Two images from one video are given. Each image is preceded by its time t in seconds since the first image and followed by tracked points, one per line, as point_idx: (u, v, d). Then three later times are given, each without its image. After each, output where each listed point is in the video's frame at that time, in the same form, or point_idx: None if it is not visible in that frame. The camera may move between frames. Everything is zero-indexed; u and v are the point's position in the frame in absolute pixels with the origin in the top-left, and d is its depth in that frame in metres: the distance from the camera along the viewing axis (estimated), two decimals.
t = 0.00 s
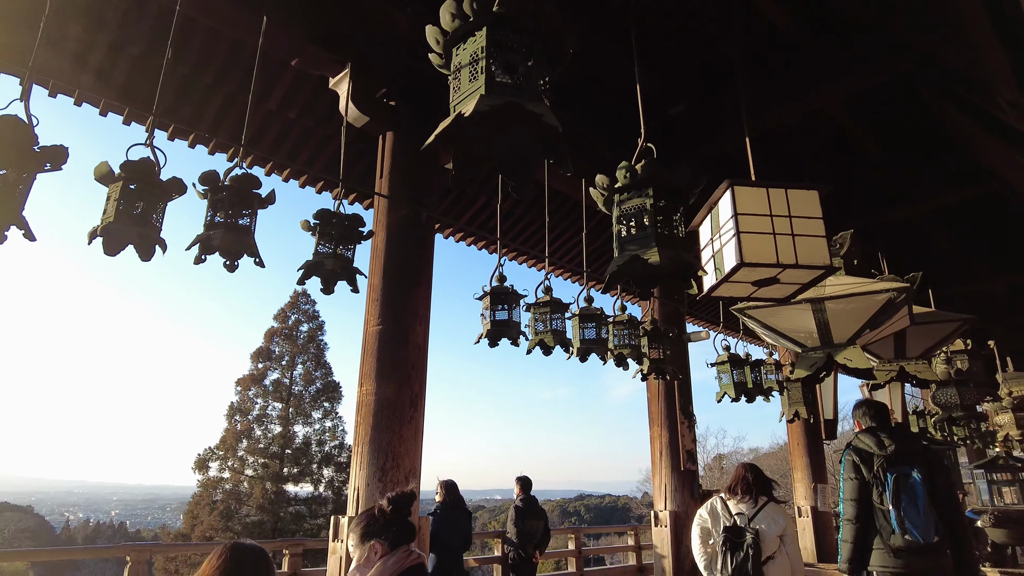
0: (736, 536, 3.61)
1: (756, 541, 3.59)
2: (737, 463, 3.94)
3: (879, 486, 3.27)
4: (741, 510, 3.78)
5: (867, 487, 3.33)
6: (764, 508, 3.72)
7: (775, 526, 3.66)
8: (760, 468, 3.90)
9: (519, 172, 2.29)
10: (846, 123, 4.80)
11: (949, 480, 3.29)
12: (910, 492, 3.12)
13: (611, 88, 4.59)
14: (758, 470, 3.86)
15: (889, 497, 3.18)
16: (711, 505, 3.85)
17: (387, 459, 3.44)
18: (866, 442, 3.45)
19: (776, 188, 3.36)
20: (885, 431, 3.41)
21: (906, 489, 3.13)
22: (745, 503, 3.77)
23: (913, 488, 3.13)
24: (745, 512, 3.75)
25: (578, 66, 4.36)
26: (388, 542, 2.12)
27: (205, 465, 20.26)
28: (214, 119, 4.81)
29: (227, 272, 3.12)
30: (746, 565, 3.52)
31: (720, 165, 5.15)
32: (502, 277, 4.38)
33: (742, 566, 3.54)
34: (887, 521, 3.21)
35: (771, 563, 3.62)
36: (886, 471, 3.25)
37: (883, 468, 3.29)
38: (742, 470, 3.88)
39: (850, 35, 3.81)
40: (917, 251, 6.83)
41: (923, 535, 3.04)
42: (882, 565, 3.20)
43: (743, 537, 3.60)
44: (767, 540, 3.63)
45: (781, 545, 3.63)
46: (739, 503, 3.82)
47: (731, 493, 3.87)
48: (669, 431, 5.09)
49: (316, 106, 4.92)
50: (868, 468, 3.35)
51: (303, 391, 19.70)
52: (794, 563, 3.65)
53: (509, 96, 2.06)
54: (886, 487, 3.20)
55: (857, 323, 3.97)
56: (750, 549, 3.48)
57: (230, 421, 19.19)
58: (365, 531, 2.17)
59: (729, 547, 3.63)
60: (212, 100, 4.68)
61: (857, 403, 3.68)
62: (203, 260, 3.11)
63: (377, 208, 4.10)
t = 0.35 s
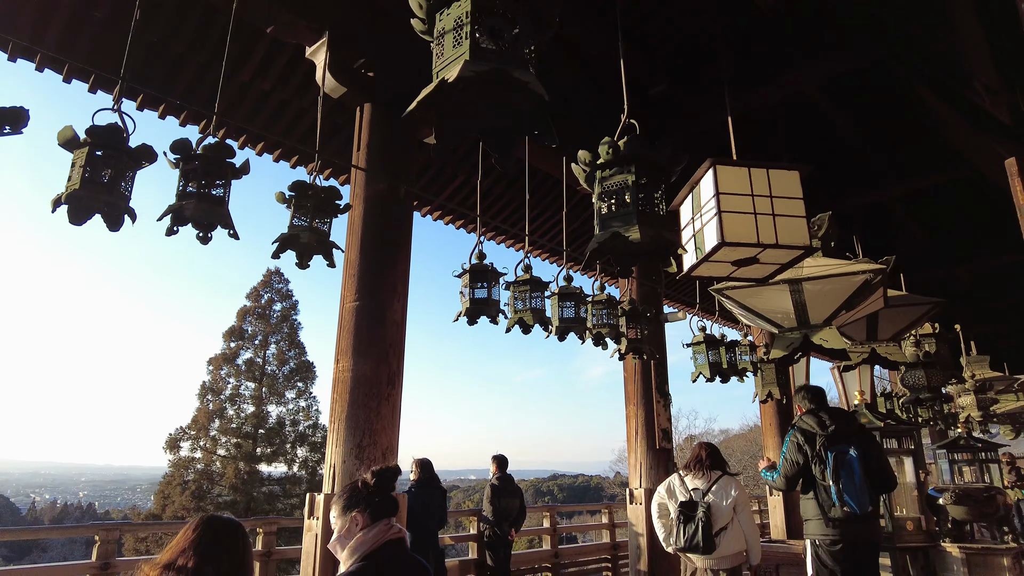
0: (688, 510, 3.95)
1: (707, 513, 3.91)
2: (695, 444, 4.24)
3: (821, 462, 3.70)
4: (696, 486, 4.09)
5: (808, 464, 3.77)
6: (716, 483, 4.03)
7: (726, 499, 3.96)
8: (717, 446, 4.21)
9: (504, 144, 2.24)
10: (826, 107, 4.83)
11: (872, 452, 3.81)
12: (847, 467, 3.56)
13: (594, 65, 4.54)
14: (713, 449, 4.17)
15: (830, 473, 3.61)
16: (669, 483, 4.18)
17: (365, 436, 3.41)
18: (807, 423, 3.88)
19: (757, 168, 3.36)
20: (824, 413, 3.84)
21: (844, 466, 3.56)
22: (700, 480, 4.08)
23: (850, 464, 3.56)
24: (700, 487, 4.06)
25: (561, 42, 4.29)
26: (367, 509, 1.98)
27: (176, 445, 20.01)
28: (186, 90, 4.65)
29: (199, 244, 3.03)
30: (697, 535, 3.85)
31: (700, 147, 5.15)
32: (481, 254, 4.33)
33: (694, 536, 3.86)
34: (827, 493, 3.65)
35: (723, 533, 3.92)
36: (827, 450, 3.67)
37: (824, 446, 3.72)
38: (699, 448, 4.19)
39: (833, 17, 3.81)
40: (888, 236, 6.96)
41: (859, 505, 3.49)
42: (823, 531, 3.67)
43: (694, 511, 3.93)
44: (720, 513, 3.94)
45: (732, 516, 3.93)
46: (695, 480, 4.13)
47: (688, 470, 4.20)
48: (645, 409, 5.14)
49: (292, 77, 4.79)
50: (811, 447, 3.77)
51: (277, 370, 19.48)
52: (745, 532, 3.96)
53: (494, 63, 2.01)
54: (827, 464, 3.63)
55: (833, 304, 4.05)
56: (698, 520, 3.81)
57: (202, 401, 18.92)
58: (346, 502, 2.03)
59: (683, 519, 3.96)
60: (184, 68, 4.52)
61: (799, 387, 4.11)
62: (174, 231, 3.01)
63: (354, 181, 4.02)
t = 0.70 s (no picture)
0: (655, 484, 4.03)
1: (673, 487, 3.99)
2: (664, 421, 4.31)
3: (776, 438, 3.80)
4: (664, 462, 4.16)
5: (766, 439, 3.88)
6: (683, 459, 4.11)
7: (691, 474, 4.04)
8: (685, 423, 4.27)
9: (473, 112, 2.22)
10: (804, 86, 4.82)
11: (829, 430, 3.90)
12: (799, 443, 3.65)
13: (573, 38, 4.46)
14: (682, 426, 4.23)
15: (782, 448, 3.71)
16: (638, 458, 4.26)
17: (334, 412, 3.36)
18: (768, 401, 3.97)
19: (734, 143, 3.33)
20: (785, 391, 3.92)
21: (796, 442, 3.65)
22: (668, 455, 4.15)
23: (801, 441, 3.64)
24: (667, 462, 4.14)
25: (540, 12, 4.20)
26: (320, 484, 2.07)
27: (149, 423, 19.73)
28: (151, 58, 4.47)
29: (163, 212, 2.95)
30: (662, 508, 3.95)
31: (679, 124, 5.12)
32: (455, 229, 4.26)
33: (659, 510, 3.95)
34: (780, 468, 3.75)
35: (688, 507, 4.02)
36: (782, 427, 3.76)
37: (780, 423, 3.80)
38: (667, 426, 4.25)
39: None
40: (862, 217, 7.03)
41: (806, 480, 3.58)
42: (774, 503, 3.80)
43: (661, 485, 4.01)
44: (685, 487, 4.02)
45: (697, 491, 4.01)
46: (663, 456, 4.20)
47: (656, 447, 4.29)
48: (619, 386, 5.17)
49: (263, 46, 4.63)
50: (769, 424, 3.88)
51: (252, 348, 19.24)
52: (709, 506, 4.06)
53: (466, 24, 1.94)
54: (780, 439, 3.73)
55: (807, 282, 4.09)
56: (664, 495, 3.89)
57: (176, 378, 18.64)
58: (302, 475, 2.10)
59: (650, 493, 4.04)
60: (148, 34, 4.34)
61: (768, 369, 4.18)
62: (135, 199, 2.91)
63: (324, 151, 3.92)
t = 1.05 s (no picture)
0: (633, 464, 4.02)
1: (651, 469, 3.99)
2: (646, 402, 4.28)
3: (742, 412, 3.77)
4: (642, 442, 4.15)
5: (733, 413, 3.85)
6: (662, 441, 4.13)
7: (669, 456, 4.07)
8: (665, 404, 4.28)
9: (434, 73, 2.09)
10: (784, 63, 4.75)
11: (796, 409, 3.82)
12: (763, 418, 3.63)
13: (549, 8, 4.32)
14: (662, 408, 4.23)
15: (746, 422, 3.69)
16: (616, 436, 4.21)
17: (297, 389, 3.26)
18: (737, 375, 3.92)
19: (709, 115, 3.25)
20: (753, 366, 3.88)
21: (761, 416, 3.63)
22: (646, 436, 4.14)
23: (766, 416, 3.62)
24: (646, 444, 4.13)
25: None
26: (264, 460, 2.07)
27: (124, 404, 19.42)
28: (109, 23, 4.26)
29: (112, 180, 2.78)
30: (640, 490, 3.94)
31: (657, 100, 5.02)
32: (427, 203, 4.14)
33: (638, 491, 3.95)
34: (743, 440, 3.74)
35: (664, 488, 4.07)
36: (748, 402, 3.73)
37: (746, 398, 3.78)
38: (648, 408, 4.25)
39: None
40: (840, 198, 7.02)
41: (768, 454, 3.57)
42: (739, 475, 3.76)
43: (640, 466, 4.00)
44: (662, 469, 4.05)
45: (673, 473, 4.07)
46: (642, 435, 4.19)
47: (635, 427, 4.27)
48: (594, 365, 5.11)
49: (227, 12, 4.44)
50: (735, 398, 3.85)
51: (229, 328, 18.96)
52: (682, 488, 4.12)
53: None
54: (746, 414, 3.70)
55: (782, 260, 4.03)
56: (642, 475, 3.90)
57: (150, 359, 18.32)
58: (246, 453, 2.09)
59: (628, 473, 4.02)
60: None
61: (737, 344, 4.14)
62: (82, 164, 2.75)
63: (288, 120, 3.76)
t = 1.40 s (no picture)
0: (602, 447, 4.01)
1: (620, 450, 3.97)
2: (617, 383, 4.22)
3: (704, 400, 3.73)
4: (613, 425, 4.12)
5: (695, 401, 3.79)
6: (632, 422, 4.08)
7: (637, 436, 4.03)
8: (637, 386, 4.22)
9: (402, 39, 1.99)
10: (770, 43, 4.67)
11: (762, 392, 3.81)
12: (724, 406, 3.58)
13: None
14: (633, 389, 4.17)
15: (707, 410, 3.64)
16: (587, 421, 4.19)
17: (267, 372, 3.17)
18: (698, 363, 3.87)
19: (691, 93, 3.16)
20: (714, 354, 3.82)
21: (721, 405, 3.58)
22: (616, 419, 4.11)
23: (727, 404, 3.57)
24: (616, 426, 4.10)
25: None
26: (224, 447, 1.96)
27: (105, 390, 19.19)
28: None
29: (71, 155, 2.66)
30: (609, 472, 3.93)
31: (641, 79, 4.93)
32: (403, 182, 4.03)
33: (607, 473, 3.94)
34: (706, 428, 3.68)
35: (635, 467, 4.05)
36: (709, 391, 3.67)
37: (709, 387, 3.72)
38: (620, 390, 4.20)
39: None
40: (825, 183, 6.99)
41: (730, 442, 3.52)
42: (706, 461, 3.69)
43: (608, 448, 3.99)
44: (631, 449, 4.01)
45: (643, 452, 4.02)
46: (613, 418, 4.15)
47: (605, 410, 4.23)
48: (577, 349, 5.05)
49: None
50: (699, 386, 3.79)
51: (212, 313, 18.73)
52: (654, 466, 4.11)
53: None
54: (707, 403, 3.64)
55: (765, 243, 3.97)
56: (611, 458, 3.88)
57: (132, 343, 18.09)
58: (206, 438, 1.99)
59: (598, 456, 4.01)
60: None
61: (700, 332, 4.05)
62: (37, 138, 2.61)
63: (258, 96, 3.63)
